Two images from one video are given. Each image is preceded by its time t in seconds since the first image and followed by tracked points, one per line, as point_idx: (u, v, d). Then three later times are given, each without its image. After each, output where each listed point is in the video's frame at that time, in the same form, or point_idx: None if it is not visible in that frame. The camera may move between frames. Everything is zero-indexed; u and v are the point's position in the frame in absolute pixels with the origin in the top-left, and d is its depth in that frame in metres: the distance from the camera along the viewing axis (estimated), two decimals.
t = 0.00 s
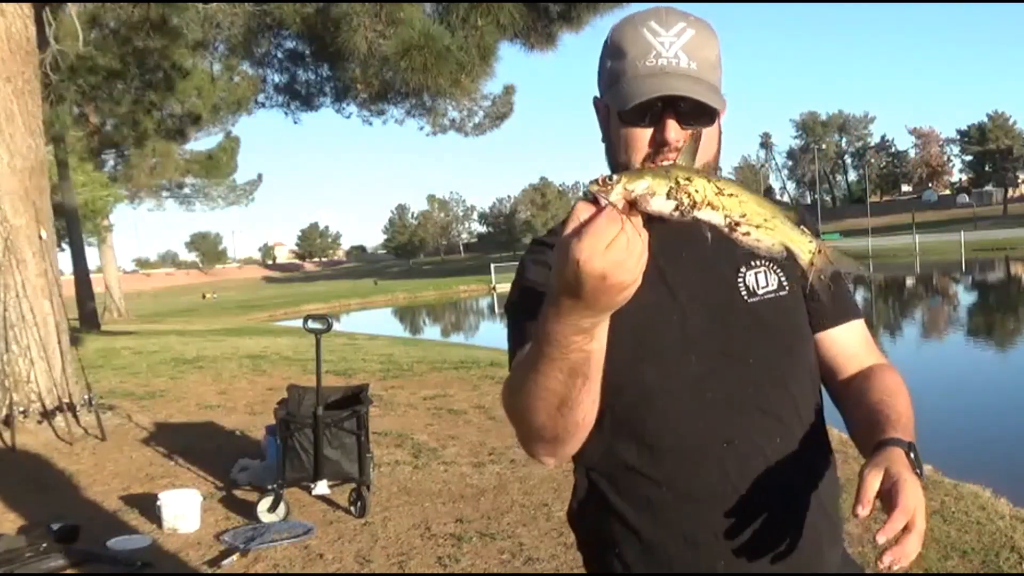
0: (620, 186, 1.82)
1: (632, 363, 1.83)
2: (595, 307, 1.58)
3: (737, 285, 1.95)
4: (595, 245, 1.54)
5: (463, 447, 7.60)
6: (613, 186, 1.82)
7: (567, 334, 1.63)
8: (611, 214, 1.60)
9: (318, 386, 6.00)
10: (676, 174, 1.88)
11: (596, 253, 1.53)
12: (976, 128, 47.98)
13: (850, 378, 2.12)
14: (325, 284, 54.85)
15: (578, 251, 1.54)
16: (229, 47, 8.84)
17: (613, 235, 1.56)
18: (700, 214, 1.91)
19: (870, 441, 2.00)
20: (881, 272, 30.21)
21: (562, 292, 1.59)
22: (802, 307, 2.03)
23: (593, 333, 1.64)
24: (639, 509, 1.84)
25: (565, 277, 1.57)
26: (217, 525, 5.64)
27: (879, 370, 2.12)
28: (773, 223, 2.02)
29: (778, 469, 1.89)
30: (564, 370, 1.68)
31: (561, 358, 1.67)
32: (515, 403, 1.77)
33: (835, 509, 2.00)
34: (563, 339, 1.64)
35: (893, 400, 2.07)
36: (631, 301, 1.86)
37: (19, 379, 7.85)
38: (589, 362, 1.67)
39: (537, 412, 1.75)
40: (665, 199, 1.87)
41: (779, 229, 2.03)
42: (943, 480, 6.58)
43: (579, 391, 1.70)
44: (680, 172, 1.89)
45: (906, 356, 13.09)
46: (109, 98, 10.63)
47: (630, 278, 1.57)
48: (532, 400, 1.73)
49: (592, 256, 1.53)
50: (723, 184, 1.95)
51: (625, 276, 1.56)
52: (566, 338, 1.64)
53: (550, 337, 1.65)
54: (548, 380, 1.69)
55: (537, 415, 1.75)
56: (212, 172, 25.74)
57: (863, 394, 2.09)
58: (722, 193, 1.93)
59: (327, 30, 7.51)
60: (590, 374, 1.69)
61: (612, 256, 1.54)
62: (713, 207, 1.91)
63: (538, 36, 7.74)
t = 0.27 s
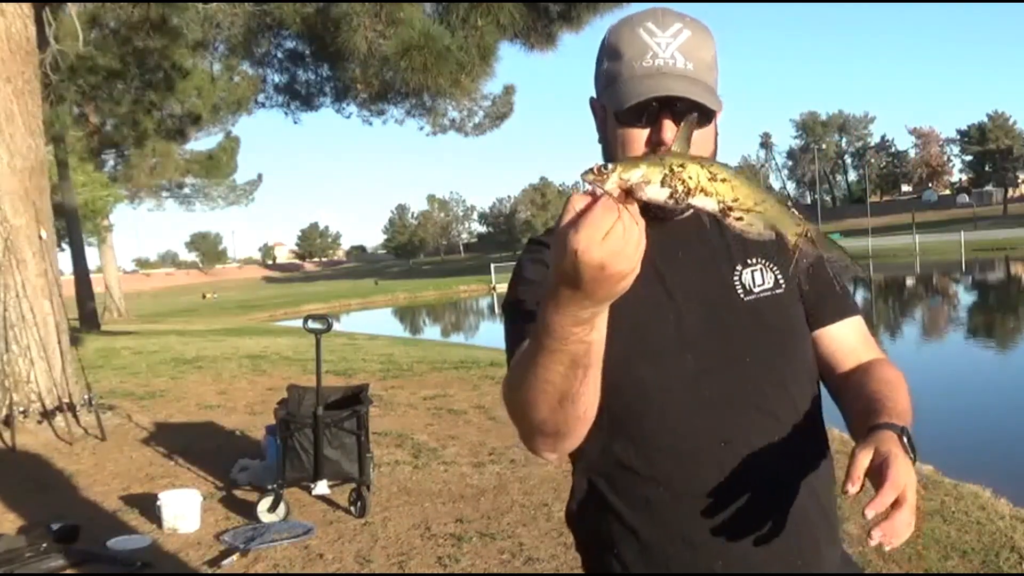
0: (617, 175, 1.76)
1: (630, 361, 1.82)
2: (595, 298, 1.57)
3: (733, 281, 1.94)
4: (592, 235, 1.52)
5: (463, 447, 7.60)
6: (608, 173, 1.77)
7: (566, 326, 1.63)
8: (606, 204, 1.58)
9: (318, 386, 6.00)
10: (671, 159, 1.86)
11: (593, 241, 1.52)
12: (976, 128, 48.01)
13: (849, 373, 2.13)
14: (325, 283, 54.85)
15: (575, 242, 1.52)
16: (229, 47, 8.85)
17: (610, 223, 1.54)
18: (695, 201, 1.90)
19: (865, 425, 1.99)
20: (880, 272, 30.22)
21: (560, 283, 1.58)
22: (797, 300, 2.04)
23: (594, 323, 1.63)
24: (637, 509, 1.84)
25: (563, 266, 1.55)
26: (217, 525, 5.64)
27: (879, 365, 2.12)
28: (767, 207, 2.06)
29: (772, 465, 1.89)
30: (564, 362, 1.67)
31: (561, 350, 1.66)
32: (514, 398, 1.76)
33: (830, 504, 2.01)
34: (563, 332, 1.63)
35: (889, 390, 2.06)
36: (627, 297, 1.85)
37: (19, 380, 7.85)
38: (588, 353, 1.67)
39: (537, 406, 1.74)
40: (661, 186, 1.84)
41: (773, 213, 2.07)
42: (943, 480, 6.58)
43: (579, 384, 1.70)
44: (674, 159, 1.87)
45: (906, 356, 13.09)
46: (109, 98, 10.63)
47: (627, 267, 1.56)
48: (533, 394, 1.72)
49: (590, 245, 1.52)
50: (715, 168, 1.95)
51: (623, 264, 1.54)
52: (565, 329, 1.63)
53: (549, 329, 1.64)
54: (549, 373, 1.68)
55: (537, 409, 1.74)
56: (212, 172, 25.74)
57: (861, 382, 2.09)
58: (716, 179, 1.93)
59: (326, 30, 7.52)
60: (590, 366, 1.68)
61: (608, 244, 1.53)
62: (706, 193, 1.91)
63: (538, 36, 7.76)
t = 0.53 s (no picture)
0: (630, 181, 1.85)
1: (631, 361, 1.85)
2: (605, 301, 1.57)
3: (732, 282, 1.98)
4: (606, 238, 1.52)
5: (464, 447, 7.60)
6: (623, 179, 1.86)
7: (575, 329, 1.63)
8: (619, 209, 1.58)
9: (318, 385, 6.01)
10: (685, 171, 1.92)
11: (605, 246, 1.51)
12: (976, 127, 48.03)
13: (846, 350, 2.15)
14: (325, 283, 54.84)
15: (587, 246, 1.52)
16: (229, 47, 8.85)
17: (622, 227, 1.54)
18: (708, 211, 1.97)
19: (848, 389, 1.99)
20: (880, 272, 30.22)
21: (570, 286, 1.58)
22: (795, 299, 2.09)
23: (602, 326, 1.63)
24: (638, 508, 1.83)
25: (573, 271, 1.55)
26: (217, 525, 5.64)
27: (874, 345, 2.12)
28: (781, 222, 2.08)
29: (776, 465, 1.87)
30: (571, 365, 1.67)
31: (568, 354, 1.66)
32: (518, 400, 1.76)
33: (833, 506, 1.99)
34: (571, 335, 1.64)
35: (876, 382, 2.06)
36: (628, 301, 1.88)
37: (19, 380, 7.85)
38: (595, 357, 1.67)
39: (542, 408, 1.74)
40: (674, 196, 1.91)
41: (785, 228, 2.08)
42: (943, 480, 6.58)
43: (585, 388, 1.70)
44: (689, 169, 1.94)
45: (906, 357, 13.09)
46: (109, 98, 10.62)
47: (639, 273, 1.55)
48: (538, 395, 1.72)
49: (601, 250, 1.51)
50: (731, 181, 2.01)
51: (635, 270, 1.54)
52: (576, 332, 1.63)
53: (558, 333, 1.64)
54: (555, 376, 1.68)
55: (541, 412, 1.74)
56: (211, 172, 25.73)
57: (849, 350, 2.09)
58: (729, 190, 1.99)
59: (327, 30, 7.52)
60: (597, 368, 1.68)
61: (620, 249, 1.52)
62: (719, 204, 1.97)
63: (538, 36, 7.76)
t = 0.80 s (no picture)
0: (660, 195, 1.85)
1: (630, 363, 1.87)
2: (632, 314, 1.59)
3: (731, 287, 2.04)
4: (635, 251, 1.55)
5: (464, 447, 7.60)
6: (652, 193, 1.86)
7: (599, 338, 1.61)
8: (647, 224, 1.61)
9: (318, 385, 6.00)
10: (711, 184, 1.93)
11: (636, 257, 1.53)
12: (976, 127, 48.04)
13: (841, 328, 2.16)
14: (325, 283, 54.82)
15: (618, 260, 1.55)
16: (229, 47, 8.86)
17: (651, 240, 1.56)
18: (735, 227, 1.93)
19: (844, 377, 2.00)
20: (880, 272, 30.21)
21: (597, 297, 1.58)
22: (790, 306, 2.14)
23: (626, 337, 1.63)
24: (638, 509, 1.84)
25: (602, 281, 1.56)
26: (217, 525, 5.63)
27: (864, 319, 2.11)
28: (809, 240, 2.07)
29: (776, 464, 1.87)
30: (592, 374, 1.66)
31: (589, 363, 1.65)
32: (533, 409, 1.74)
33: (830, 502, 1.99)
34: (594, 344, 1.62)
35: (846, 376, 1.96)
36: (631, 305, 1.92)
37: (19, 379, 7.84)
38: (616, 368, 1.66)
39: (558, 417, 1.72)
40: (701, 209, 1.89)
41: (813, 247, 2.07)
42: (943, 480, 6.58)
43: (603, 398, 1.69)
44: (716, 184, 1.94)
45: (906, 357, 13.08)
46: (109, 98, 10.62)
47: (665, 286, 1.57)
48: (555, 405, 1.71)
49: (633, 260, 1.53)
50: (759, 199, 2.00)
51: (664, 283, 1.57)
52: (599, 341, 1.61)
53: (580, 341, 1.62)
54: (575, 385, 1.67)
55: (558, 419, 1.72)
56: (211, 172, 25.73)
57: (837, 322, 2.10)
58: (758, 207, 1.98)
59: (327, 30, 7.51)
60: (618, 378, 1.67)
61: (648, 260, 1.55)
62: (746, 218, 1.94)
63: (538, 36, 7.78)
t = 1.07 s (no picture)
0: (667, 198, 1.84)
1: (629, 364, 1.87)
2: (639, 317, 1.58)
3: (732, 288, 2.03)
4: (645, 254, 1.55)
5: (463, 447, 7.60)
6: (659, 196, 1.85)
7: (604, 341, 1.61)
8: (656, 226, 1.61)
9: (318, 385, 6.01)
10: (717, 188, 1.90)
11: (642, 259, 1.54)
12: (976, 127, 48.06)
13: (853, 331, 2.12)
14: (325, 283, 54.80)
15: (626, 261, 1.54)
16: (229, 47, 8.87)
17: (657, 243, 1.57)
18: (740, 229, 1.95)
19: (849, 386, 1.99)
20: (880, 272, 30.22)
21: (604, 298, 1.58)
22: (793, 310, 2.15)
23: (631, 338, 1.63)
24: (636, 511, 1.84)
25: (609, 282, 1.56)
26: (217, 525, 5.64)
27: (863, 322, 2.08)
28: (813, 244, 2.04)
29: (773, 464, 1.87)
30: (596, 376, 1.65)
31: (593, 365, 1.64)
32: (535, 410, 1.74)
33: (828, 500, 1.99)
34: (599, 347, 1.62)
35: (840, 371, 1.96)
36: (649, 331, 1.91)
37: (19, 379, 7.85)
38: (621, 371, 1.66)
39: (560, 419, 1.71)
40: (707, 213, 1.88)
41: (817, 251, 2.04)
42: (943, 480, 6.58)
43: (607, 399, 1.69)
44: (722, 188, 1.92)
45: (906, 357, 13.08)
46: (109, 98, 10.62)
47: (673, 288, 1.57)
48: (558, 405, 1.70)
49: (640, 263, 1.54)
50: (763, 202, 2.00)
51: (670, 286, 1.57)
52: (604, 343, 1.61)
53: (584, 343, 1.62)
54: (579, 386, 1.67)
55: (560, 422, 1.71)
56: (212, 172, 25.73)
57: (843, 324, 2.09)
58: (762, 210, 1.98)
59: (327, 30, 7.51)
60: (621, 381, 1.67)
61: (655, 263, 1.55)
62: (751, 222, 1.95)
63: (538, 36, 7.79)
